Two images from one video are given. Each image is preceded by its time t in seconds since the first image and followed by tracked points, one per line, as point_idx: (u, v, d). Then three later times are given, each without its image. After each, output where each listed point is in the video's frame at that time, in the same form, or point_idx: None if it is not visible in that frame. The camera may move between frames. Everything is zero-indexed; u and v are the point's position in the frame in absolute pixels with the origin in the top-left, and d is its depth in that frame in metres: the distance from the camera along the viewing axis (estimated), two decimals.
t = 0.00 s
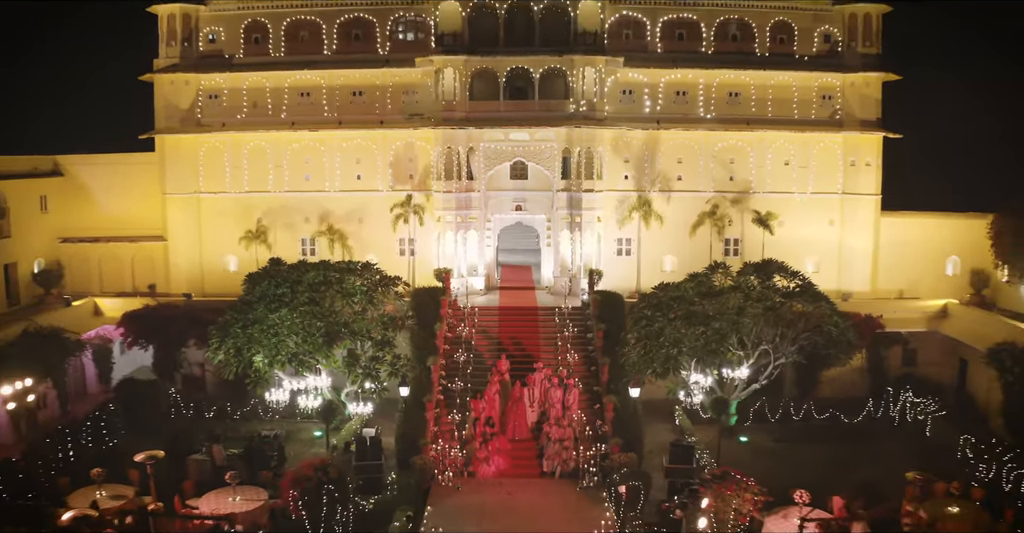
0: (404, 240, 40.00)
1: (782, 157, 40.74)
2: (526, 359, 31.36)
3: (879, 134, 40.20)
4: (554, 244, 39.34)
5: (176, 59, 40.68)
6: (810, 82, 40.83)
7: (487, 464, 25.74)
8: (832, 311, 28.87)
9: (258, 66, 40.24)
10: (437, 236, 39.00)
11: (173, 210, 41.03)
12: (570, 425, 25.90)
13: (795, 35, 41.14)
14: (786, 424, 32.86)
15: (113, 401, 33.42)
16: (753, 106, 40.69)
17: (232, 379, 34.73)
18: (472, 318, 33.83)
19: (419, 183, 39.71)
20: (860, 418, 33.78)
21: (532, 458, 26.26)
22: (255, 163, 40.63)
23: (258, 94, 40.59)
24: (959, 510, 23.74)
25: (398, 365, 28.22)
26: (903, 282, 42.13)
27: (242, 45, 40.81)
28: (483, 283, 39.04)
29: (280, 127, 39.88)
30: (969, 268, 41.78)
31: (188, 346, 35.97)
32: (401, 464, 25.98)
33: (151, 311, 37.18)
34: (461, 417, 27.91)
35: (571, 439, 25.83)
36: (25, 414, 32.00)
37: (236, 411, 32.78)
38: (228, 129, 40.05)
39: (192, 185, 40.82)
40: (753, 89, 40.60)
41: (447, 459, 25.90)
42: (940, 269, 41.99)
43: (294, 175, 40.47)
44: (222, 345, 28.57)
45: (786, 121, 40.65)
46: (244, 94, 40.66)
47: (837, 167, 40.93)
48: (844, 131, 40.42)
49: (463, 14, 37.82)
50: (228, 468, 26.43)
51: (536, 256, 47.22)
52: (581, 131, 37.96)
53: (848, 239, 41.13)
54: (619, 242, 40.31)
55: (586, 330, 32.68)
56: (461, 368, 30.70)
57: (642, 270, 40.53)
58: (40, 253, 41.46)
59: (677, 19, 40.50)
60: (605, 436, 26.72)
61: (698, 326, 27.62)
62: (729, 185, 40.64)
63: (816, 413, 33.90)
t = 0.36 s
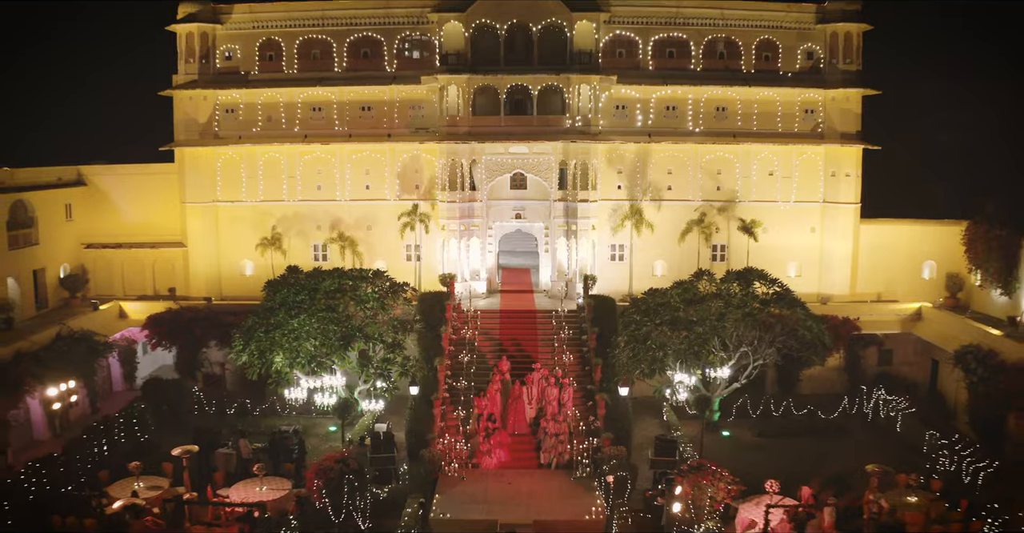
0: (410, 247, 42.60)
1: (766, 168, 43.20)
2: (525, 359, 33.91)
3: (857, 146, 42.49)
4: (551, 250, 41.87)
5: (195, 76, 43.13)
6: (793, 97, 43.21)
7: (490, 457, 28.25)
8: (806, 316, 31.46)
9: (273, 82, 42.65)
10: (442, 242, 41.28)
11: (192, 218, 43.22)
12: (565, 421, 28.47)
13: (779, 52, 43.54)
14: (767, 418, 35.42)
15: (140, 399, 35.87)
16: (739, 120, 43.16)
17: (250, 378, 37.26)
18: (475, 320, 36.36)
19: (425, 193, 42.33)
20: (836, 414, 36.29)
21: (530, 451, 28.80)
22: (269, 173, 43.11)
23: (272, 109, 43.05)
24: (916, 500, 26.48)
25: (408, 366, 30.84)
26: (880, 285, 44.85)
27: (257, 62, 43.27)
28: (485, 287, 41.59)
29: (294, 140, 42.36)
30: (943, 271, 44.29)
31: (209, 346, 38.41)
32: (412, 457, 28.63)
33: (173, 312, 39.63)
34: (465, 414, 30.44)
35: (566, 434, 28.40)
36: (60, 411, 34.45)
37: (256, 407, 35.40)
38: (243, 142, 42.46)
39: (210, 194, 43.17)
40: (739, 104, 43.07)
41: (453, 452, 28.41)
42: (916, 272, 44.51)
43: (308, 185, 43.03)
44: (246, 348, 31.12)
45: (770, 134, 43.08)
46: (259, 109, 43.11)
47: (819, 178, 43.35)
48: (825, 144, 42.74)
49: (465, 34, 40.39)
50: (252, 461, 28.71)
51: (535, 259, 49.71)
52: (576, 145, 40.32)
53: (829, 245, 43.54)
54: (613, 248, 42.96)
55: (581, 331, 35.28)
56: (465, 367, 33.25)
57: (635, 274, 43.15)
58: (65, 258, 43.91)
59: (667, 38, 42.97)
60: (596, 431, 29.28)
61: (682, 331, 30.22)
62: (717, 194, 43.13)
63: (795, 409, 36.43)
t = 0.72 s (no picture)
0: (416, 252, 45.55)
1: (751, 179, 45.93)
2: (524, 359, 36.68)
3: (837, 158, 45.11)
4: (548, 255, 44.74)
5: (213, 92, 45.77)
6: (776, 111, 45.81)
7: (492, 450, 31.02)
8: (780, 320, 34.26)
9: (286, 97, 45.28)
10: (446, 248, 44.27)
11: (211, 225, 46.07)
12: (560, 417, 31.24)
13: (763, 69, 46.16)
14: (747, 414, 38.21)
15: (166, 396, 38.57)
16: (725, 133, 45.86)
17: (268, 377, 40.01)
18: (479, 321, 39.15)
19: (431, 201, 45.18)
20: (813, 410, 39.03)
21: (528, 445, 31.53)
22: (283, 183, 45.85)
23: (286, 122, 45.71)
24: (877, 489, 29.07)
25: (416, 367, 33.68)
26: (858, 289, 47.12)
27: (271, 78, 45.95)
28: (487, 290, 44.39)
29: (306, 152, 45.04)
30: (919, 275, 46.82)
31: (229, 346, 41.02)
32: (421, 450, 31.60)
33: (195, 315, 42.26)
34: (469, 409, 33.20)
35: (561, 429, 31.19)
36: (93, 408, 37.14)
37: (275, 404, 38.28)
38: (258, 154, 45.10)
39: (227, 203, 45.93)
40: (725, 119, 45.74)
41: (459, 445, 31.15)
42: (893, 277, 47.03)
43: (320, 193, 45.79)
44: (268, 350, 33.91)
45: (754, 147, 45.76)
46: (274, 123, 45.74)
47: (800, 188, 46.05)
48: (806, 157, 45.41)
49: (467, 52, 43.20)
50: (275, 452, 31.92)
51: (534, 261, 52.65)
52: (571, 158, 43.14)
53: (808, 250, 46.30)
54: (606, 253, 45.86)
55: (576, 331, 38.08)
56: (468, 365, 36.03)
57: (627, 278, 45.99)
58: (90, 263, 46.60)
59: (658, 56, 45.64)
60: (589, 425, 32.05)
61: (667, 335, 33.07)
62: (704, 203, 45.92)
63: (774, 405, 39.19)
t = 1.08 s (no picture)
0: (422, 257, 48.46)
1: (736, 188, 48.81)
2: (522, 357, 39.62)
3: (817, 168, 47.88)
4: (546, 259, 47.77)
5: (230, 105, 48.60)
6: (760, 123, 48.65)
7: (493, 442, 33.94)
8: (757, 322, 37.18)
9: (299, 111, 48.12)
10: (449, 253, 47.26)
11: (228, 231, 48.92)
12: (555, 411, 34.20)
13: (748, 84, 48.97)
14: (730, 408, 41.14)
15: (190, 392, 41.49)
16: (712, 144, 48.75)
17: (283, 375, 42.94)
18: (480, 322, 42.12)
19: (435, 208, 48.13)
20: (791, 405, 41.97)
21: (525, 438, 34.46)
22: (296, 192, 48.76)
23: (299, 134, 48.59)
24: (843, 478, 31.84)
25: (423, 366, 36.64)
26: (838, 290, 49.85)
27: (285, 93, 48.77)
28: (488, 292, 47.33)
29: (318, 162, 47.92)
30: (896, 277, 49.64)
31: (246, 345, 43.87)
32: (428, 443, 34.52)
33: (214, 316, 45.03)
34: (471, 405, 36.15)
35: (555, 422, 34.13)
36: (123, 404, 39.98)
37: (291, 400, 41.24)
38: (273, 164, 47.96)
39: (244, 210, 48.83)
40: (712, 131, 48.61)
41: (463, 438, 34.07)
42: (871, 279, 49.85)
43: (331, 201, 48.69)
44: (286, 350, 36.84)
45: (738, 157, 48.65)
46: (287, 135, 48.60)
47: (783, 196, 48.87)
48: (788, 167, 48.24)
49: (470, 70, 45.95)
50: (294, 444, 34.82)
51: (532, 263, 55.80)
52: (567, 169, 45.99)
53: (790, 255, 49.21)
54: (600, 258, 48.78)
55: (570, 331, 41.07)
56: (471, 363, 38.97)
57: (619, 280, 48.97)
58: (114, 267, 49.46)
59: (649, 72, 48.49)
60: (581, 419, 35.00)
61: (654, 336, 36.03)
62: (692, 210, 48.84)
63: (755, 400, 42.11)
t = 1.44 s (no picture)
0: (427, 260, 51.73)
1: (722, 195, 51.83)
2: (520, 354, 42.76)
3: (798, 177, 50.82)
4: (543, 263, 50.86)
5: (245, 117, 51.51)
6: (745, 135, 51.69)
7: (494, 433, 37.08)
8: (738, 324, 40.28)
9: (311, 123, 51.14)
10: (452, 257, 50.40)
11: (244, 236, 51.95)
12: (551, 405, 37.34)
13: (734, 97, 51.99)
14: (713, 403, 44.26)
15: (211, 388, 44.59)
16: (699, 154, 51.79)
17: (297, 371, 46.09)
18: (481, 322, 45.25)
19: (439, 215, 51.20)
20: (772, 399, 45.08)
21: (523, 429, 37.61)
22: (308, 199, 51.83)
23: (310, 145, 51.63)
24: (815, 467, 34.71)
25: (429, 364, 39.75)
26: (818, 291, 53.05)
27: (297, 105, 51.78)
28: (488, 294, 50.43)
29: (329, 171, 51.00)
30: (873, 280, 52.64)
31: (263, 343, 46.95)
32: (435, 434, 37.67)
33: (233, 317, 48.11)
34: (474, 399, 39.29)
35: (551, 415, 37.27)
36: (150, 400, 42.97)
37: (305, 395, 44.37)
38: (287, 173, 50.99)
39: (259, 216, 51.89)
40: (699, 141, 51.63)
41: (466, 429, 37.21)
42: (850, 281, 52.82)
43: (341, 208, 51.79)
44: (303, 349, 39.96)
45: (724, 166, 51.70)
46: (300, 145, 51.64)
47: (767, 203, 51.92)
48: (771, 176, 51.27)
49: (471, 85, 49.09)
50: (311, 435, 37.92)
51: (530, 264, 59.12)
52: (563, 179, 48.88)
53: (773, 258, 52.31)
54: (594, 260, 52.01)
55: (564, 330, 44.23)
56: (473, 361, 42.11)
57: (611, 282, 52.14)
58: (135, 270, 52.47)
59: (640, 87, 51.53)
60: (575, 412, 38.17)
61: (641, 337, 39.14)
62: (680, 216, 51.89)
63: (738, 395, 45.23)
